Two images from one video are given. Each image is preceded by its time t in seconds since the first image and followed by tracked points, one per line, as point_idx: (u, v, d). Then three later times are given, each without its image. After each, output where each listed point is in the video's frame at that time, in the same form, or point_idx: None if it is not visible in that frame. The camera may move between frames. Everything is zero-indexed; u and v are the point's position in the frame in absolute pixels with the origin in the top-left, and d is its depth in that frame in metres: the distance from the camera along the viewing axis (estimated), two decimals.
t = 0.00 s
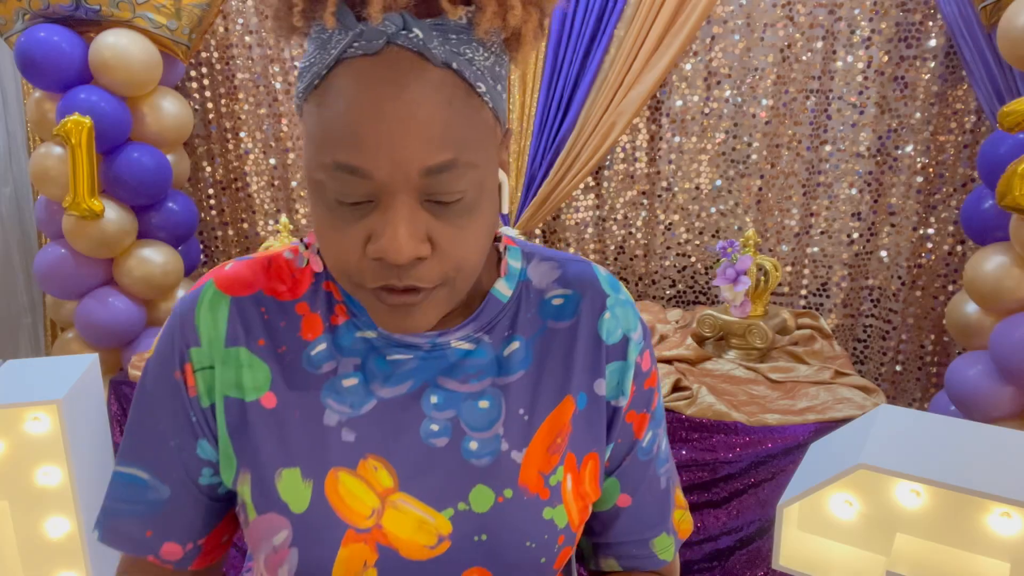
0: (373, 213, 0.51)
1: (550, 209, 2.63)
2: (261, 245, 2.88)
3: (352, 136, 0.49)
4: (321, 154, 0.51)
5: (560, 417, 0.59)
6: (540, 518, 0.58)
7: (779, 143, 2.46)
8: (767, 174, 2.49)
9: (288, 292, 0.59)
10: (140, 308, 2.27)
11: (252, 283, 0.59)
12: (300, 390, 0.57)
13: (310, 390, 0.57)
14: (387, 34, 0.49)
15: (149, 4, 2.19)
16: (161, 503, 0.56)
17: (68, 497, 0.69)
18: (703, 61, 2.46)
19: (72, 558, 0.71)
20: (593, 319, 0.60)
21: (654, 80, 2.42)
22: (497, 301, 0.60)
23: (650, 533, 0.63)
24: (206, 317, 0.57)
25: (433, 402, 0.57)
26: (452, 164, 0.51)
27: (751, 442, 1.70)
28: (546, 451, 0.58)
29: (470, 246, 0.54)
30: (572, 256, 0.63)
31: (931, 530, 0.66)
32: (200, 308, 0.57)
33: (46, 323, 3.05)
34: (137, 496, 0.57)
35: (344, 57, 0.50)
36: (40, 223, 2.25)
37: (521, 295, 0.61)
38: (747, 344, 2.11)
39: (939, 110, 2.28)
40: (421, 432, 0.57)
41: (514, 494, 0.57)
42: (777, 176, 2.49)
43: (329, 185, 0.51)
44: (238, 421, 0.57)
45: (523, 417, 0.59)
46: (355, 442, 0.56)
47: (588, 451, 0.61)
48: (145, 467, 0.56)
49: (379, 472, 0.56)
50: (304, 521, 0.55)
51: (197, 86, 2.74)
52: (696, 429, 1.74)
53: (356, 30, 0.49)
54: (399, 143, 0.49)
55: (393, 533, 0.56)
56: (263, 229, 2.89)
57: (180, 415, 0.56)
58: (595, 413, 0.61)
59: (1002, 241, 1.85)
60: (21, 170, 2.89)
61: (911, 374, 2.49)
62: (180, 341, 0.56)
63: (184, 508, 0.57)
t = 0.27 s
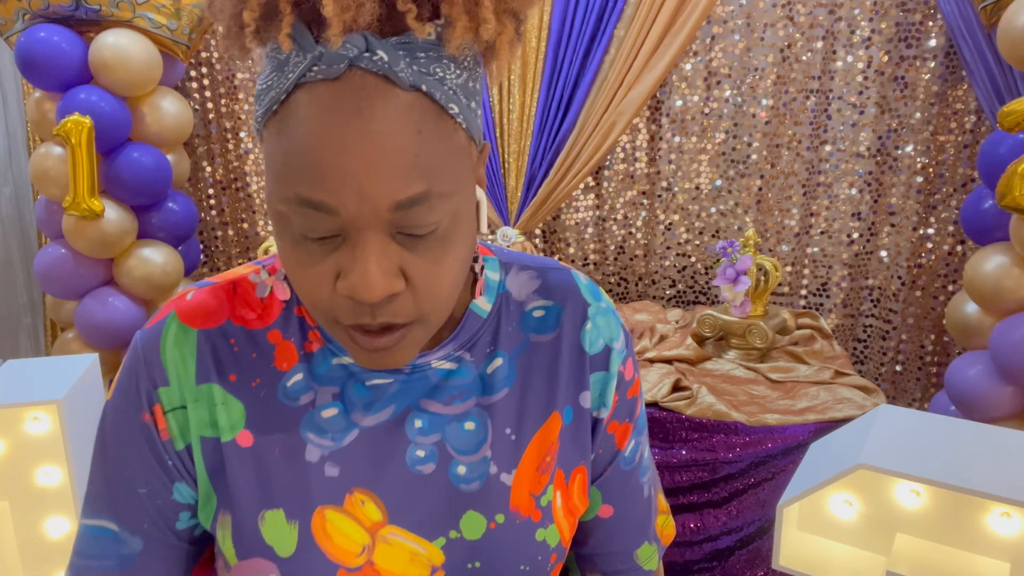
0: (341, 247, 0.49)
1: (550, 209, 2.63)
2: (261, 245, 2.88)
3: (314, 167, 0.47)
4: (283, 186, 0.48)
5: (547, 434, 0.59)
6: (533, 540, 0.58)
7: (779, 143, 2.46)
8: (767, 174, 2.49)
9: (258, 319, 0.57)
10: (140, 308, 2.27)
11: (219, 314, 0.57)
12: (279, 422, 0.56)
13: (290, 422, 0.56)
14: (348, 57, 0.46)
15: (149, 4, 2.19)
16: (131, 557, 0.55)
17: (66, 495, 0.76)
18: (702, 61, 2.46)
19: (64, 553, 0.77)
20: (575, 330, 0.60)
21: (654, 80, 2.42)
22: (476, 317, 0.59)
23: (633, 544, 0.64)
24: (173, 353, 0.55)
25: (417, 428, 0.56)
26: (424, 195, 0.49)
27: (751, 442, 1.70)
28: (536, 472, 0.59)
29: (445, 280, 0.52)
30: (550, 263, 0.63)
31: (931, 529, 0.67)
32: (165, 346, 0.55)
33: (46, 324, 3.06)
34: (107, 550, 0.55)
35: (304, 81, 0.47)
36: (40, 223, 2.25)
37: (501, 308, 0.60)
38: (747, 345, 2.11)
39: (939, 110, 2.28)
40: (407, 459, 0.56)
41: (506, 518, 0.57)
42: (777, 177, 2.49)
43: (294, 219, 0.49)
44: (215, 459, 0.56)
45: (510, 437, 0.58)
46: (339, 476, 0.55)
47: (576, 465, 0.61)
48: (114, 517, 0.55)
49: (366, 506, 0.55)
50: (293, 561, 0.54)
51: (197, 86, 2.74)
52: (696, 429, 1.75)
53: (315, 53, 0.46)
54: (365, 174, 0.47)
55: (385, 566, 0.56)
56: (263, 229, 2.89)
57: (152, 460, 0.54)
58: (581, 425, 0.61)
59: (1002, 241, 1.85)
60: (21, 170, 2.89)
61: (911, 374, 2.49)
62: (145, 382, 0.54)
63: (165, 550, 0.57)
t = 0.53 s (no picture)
0: (323, 251, 0.48)
1: (550, 209, 2.64)
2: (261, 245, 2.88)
3: (296, 167, 0.46)
4: (262, 187, 0.47)
5: (533, 446, 0.59)
6: (521, 554, 0.58)
7: (779, 143, 2.46)
8: (767, 174, 2.49)
9: (237, 335, 0.56)
10: (140, 308, 2.27)
11: (195, 334, 0.56)
12: (263, 443, 0.56)
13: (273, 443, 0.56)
14: (329, 53, 0.45)
15: (149, 4, 2.19)
16: None
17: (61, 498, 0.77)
18: (702, 61, 2.46)
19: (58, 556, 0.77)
20: (559, 336, 0.60)
21: (654, 80, 2.42)
22: (459, 328, 0.59)
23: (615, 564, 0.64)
24: (149, 377, 0.54)
25: (403, 443, 0.57)
26: (409, 193, 0.48)
27: (751, 442, 1.70)
28: (523, 485, 0.59)
29: (431, 281, 0.52)
30: (531, 268, 0.63)
31: (931, 529, 0.67)
32: (141, 370, 0.54)
33: (46, 323, 3.06)
34: None
35: (283, 78, 0.46)
36: (40, 223, 2.25)
37: (483, 317, 0.60)
38: (747, 345, 2.11)
39: (939, 110, 2.28)
40: (393, 476, 0.56)
41: (493, 533, 0.58)
42: (777, 176, 2.49)
43: (274, 221, 0.48)
44: (196, 483, 0.56)
45: (496, 450, 0.59)
46: (326, 497, 0.55)
47: (566, 477, 0.61)
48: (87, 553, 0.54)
49: (352, 526, 0.55)
50: None
51: (197, 86, 2.74)
52: (696, 429, 1.75)
53: (294, 49, 0.45)
54: (348, 173, 0.46)
55: None
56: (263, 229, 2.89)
57: (128, 491, 0.53)
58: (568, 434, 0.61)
59: (1002, 240, 1.85)
60: (21, 170, 2.89)
61: (911, 374, 2.49)
62: (119, 410, 0.53)
63: None
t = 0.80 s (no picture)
0: (313, 166, 0.54)
1: (550, 209, 2.64)
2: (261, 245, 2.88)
3: (292, 88, 0.53)
4: (258, 105, 0.54)
5: (519, 435, 0.60)
6: (508, 544, 0.58)
7: (779, 143, 2.46)
8: (767, 174, 2.49)
9: (219, 326, 0.58)
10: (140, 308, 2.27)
11: (175, 325, 0.57)
12: (243, 433, 0.56)
13: (254, 434, 0.56)
14: None
15: (149, 4, 2.19)
16: None
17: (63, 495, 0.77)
18: (703, 61, 2.46)
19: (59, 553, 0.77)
20: (542, 327, 0.62)
21: (654, 80, 2.42)
22: (443, 320, 0.60)
23: (610, 552, 0.65)
24: (129, 369, 0.55)
25: (385, 435, 0.57)
26: (394, 109, 0.55)
27: (751, 442, 1.70)
28: (509, 474, 0.59)
29: (412, 203, 0.56)
30: (514, 264, 0.65)
31: (931, 529, 0.67)
32: (121, 361, 0.55)
33: (46, 324, 3.06)
34: None
35: (284, 16, 0.53)
36: (40, 223, 2.25)
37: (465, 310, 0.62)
38: (748, 345, 2.11)
39: (939, 110, 2.28)
40: (377, 467, 0.56)
41: (480, 524, 0.57)
42: (777, 176, 2.49)
43: (265, 137, 0.54)
44: (173, 477, 0.56)
45: (481, 439, 0.59)
46: (309, 488, 0.55)
47: (552, 468, 0.61)
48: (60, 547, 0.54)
49: (335, 516, 0.55)
50: None
51: (197, 86, 2.74)
52: (696, 429, 1.75)
53: None
54: (337, 88, 0.53)
55: None
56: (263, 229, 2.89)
57: (105, 481, 0.54)
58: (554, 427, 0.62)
59: (1002, 241, 1.85)
60: (21, 170, 2.89)
61: (910, 374, 2.49)
62: (98, 402, 0.54)
63: None
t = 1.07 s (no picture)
0: (322, 150, 0.54)
1: (550, 209, 2.64)
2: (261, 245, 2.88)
3: (306, 77, 0.53)
4: (273, 94, 0.54)
5: (515, 428, 0.58)
6: (493, 533, 0.56)
7: (779, 143, 2.46)
8: (767, 174, 2.49)
9: (229, 296, 0.57)
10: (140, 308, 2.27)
11: (188, 287, 0.57)
12: (241, 398, 0.54)
13: (251, 400, 0.54)
14: None
15: (149, 4, 2.19)
16: (66, 523, 0.53)
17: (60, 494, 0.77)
18: (702, 61, 2.46)
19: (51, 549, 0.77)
20: (551, 330, 0.60)
21: (654, 80, 2.42)
22: (449, 311, 0.59)
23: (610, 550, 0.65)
24: (136, 323, 0.54)
25: (382, 414, 0.55)
26: (403, 98, 0.55)
27: (751, 442, 1.70)
28: (501, 464, 0.57)
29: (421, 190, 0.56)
30: (524, 266, 0.64)
31: (931, 529, 0.67)
32: (131, 314, 0.54)
33: (46, 324, 3.06)
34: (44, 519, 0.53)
35: (301, 12, 0.54)
36: (40, 223, 2.25)
37: (473, 304, 0.61)
38: (747, 344, 2.11)
39: (939, 110, 2.28)
40: (369, 445, 0.54)
41: (467, 507, 0.55)
42: (777, 176, 2.49)
43: (280, 123, 0.54)
44: (165, 436, 0.54)
45: (476, 429, 0.57)
46: (298, 456, 0.54)
47: (546, 465, 0.60)
48: (52, 485, 0.53)
49: (321, 486, 0.54)
50: (241, 540, 0.53)
51: (196, 86, 2.74)
52: (696, 429, 1.74)
53: None
54: (349, 78, 0.53)
55: (337, 549, 0.54)
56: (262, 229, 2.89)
57: (102, 426, 0.53)
58: (552, 425, 0.60)
59: (1002, 241, 1.85)
60: (21, 170, 2.89)
61: (911, 374, 2.49)
62: (107, 346, 0.54)
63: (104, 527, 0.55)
